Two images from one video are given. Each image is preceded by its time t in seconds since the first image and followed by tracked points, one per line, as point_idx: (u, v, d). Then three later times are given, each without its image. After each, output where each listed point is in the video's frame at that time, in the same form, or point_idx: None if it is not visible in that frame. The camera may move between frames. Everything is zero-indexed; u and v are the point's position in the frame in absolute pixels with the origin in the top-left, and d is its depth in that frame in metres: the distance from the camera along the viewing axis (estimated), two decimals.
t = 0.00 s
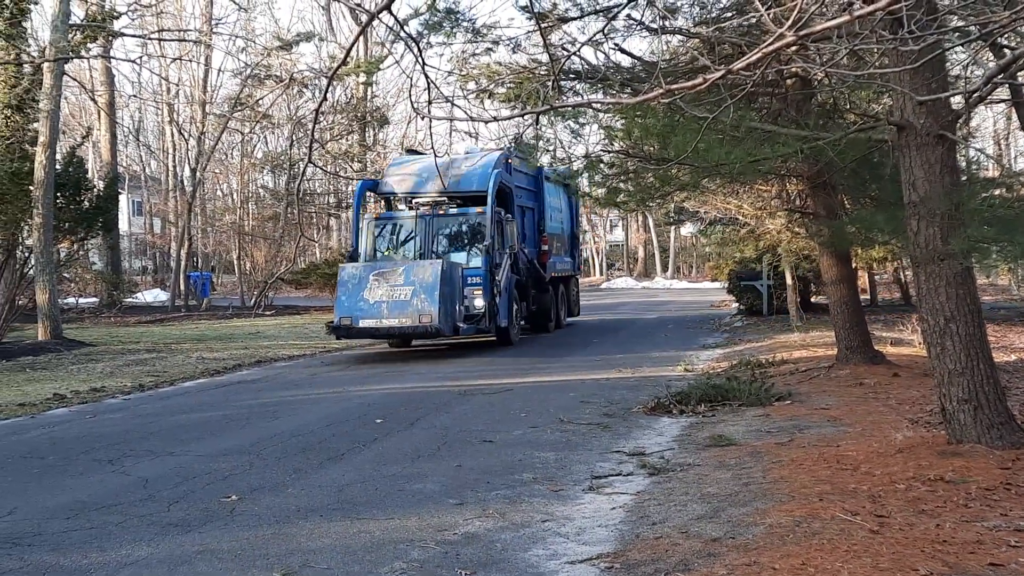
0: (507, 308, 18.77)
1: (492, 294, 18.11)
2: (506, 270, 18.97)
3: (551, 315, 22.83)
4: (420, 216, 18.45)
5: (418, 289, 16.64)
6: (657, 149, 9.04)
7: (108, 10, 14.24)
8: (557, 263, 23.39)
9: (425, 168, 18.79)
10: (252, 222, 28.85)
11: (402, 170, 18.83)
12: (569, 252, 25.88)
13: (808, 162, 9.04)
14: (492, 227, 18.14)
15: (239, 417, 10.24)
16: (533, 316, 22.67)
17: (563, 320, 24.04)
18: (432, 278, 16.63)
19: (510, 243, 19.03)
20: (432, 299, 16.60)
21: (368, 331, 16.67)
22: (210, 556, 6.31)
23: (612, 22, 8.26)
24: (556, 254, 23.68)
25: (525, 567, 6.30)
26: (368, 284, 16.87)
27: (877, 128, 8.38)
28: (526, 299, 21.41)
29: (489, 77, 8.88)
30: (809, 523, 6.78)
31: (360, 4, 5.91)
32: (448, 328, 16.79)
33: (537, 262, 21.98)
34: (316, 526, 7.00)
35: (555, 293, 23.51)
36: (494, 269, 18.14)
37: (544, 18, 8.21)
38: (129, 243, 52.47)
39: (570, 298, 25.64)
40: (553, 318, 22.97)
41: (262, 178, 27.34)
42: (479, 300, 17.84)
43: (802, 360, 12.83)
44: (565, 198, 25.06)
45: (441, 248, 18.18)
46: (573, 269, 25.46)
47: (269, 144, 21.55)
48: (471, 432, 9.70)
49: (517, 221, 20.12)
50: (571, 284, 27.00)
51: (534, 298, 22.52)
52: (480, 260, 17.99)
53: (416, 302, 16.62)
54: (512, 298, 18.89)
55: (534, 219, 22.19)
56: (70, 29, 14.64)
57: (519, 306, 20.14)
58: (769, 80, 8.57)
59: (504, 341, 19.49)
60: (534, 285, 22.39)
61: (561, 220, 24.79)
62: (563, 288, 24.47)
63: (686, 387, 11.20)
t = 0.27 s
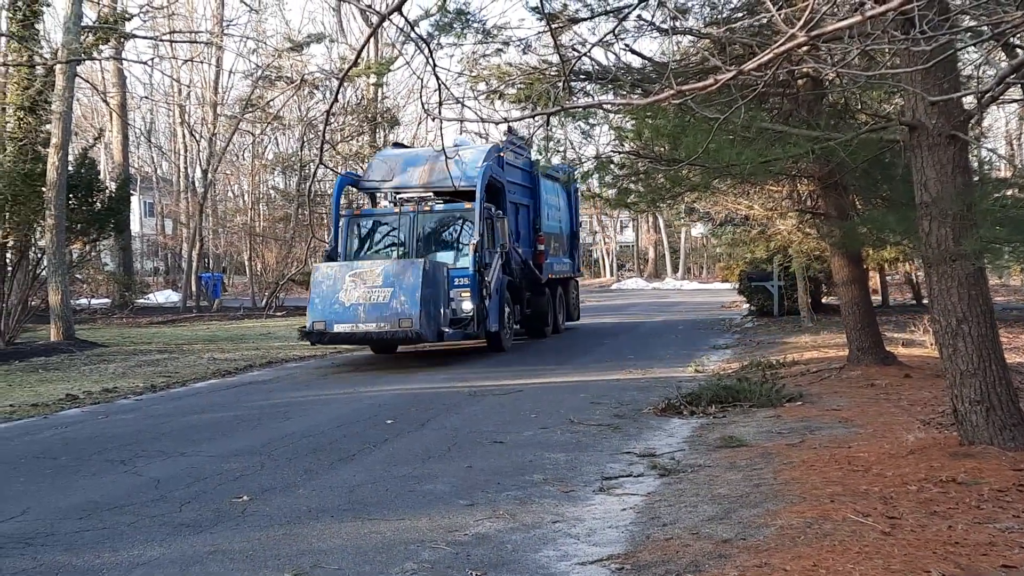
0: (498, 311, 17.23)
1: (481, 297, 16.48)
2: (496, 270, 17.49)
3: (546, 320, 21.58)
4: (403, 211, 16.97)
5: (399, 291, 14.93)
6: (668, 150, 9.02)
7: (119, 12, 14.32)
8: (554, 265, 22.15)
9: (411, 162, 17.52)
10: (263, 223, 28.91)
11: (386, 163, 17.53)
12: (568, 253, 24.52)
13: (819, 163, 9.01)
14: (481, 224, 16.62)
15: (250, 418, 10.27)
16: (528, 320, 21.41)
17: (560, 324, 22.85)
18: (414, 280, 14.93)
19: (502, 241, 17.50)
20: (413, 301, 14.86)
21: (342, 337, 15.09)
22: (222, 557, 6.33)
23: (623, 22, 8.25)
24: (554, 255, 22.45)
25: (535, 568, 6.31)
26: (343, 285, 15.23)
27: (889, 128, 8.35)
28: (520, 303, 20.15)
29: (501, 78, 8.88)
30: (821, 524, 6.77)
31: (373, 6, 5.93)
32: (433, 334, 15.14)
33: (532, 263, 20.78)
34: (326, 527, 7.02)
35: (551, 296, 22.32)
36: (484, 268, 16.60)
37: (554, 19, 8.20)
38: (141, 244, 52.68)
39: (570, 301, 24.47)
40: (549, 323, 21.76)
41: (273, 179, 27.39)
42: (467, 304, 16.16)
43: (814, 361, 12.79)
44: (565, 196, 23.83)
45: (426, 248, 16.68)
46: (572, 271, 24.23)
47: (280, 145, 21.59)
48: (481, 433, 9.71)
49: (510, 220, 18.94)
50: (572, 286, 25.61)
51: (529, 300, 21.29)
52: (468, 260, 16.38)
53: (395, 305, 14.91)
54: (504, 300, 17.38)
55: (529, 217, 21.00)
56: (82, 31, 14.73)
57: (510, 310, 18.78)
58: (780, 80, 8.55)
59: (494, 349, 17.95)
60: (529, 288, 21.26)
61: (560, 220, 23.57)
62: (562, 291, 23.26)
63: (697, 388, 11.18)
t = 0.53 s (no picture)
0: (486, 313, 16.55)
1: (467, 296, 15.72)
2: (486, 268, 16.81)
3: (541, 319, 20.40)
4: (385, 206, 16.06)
5: (372, 290, 13.92)
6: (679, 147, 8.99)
7: (130, 11, 14.38)
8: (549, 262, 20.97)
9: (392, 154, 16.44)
10: (274, 222, 28.97)
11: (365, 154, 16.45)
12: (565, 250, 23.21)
13: (831, 160, 8.97)
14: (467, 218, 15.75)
15: (261, 416, 10.29)
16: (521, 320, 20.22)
17: (557, 324, 21.66)
18: (389, 277, 13.92)
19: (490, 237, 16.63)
20: (388, 301, 13.85)
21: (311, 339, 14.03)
22: (234, 554, 6.34)
23: (633, 19, 8.23)
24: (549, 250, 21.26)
25: (546, 565, 6.31)
26: (313, 283, 14.21)
27: (901, 125, 8.32)
28: (513, 301, 18.97)
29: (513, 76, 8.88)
30: (833, 522, 6.75)
31: (386, 4, 5.93)
32: (411, 336, 14.16)
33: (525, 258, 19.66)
34: (338, 525, 7.02)
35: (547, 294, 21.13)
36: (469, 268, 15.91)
37: (565, 17, 8.19)
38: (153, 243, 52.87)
39: (570, 300, 23.31)
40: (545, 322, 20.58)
41: (283, 177, 27.43)
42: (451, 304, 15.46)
43: (825, 359, 12.75)
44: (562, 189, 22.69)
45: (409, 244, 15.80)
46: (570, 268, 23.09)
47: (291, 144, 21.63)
48: (492, 431, 9.71)
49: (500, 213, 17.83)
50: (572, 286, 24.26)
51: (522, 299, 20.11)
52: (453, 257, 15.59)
53: (368, 304, 13.90)
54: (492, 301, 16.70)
55: (522, 211, 19.88)
56: (93, 30, 14.81)
57: (499, 309, 17.73)
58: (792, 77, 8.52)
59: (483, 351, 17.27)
60: (523, 285, 20.13)
61: (558, 214, 22.42)
62: (559, 289, 22.09)
63: (708, 386, 11.16)
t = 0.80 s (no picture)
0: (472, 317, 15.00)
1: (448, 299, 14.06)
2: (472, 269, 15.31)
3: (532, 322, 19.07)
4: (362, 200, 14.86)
5: (340, 293, 12.37)
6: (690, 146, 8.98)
7: (142, 12, 14.44)
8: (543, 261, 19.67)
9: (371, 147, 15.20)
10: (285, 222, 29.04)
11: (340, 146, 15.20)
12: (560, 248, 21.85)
13: (842, 159, 8.95)
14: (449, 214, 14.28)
15: (272, 416, 10.31)
16: (511, 322, 18.87)
17: (551, 327, 20.39)
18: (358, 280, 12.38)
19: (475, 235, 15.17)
20: (357, 306, 12.31)
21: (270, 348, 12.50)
22: (246, 554, 6.36)
23: (644, 18, 8.22)
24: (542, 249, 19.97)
25: (558, 565, 6.31)
26: (274, 285, 12.67)
27: (913, 123, 8.29)
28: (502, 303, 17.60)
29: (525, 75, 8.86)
30: (845, 522, 6.73)
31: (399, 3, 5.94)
32: (382, 346, 12.62)
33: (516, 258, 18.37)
34: (351, 524, 7.05)
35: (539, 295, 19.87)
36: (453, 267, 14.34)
37: (576, 16, 8.19)
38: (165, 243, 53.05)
39: (565, 303, 22.09)
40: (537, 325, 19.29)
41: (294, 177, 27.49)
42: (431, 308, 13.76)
43: (837, 358, 12.73)
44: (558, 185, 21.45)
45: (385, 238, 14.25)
46: (566, 268, 21.83)
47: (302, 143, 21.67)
48: (503, 430, 9.72)
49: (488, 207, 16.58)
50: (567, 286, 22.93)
51: (513, 300, 18.78)
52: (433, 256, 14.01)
53: (333, 310, 12.36)
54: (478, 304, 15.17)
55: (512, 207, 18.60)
56: (106, 31, 14.88)
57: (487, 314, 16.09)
58: (804, 75, 8.51)
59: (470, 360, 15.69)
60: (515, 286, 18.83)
61: (553, 211, 21.15)
62: (554, 291, 20.80)
63: (719, 385, 11.15)
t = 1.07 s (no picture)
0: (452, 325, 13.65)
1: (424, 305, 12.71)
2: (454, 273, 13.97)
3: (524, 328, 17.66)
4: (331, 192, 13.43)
5: (296, 300, 11.01)
6: (701, 148, 8.98)
7: (154, 15, 14.52)
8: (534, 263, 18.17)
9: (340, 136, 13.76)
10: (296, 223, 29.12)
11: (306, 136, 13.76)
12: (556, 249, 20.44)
13: (854, 160, 8.93)
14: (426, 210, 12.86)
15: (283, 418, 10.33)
16: (501, 329, 17.42)
17: (546, 334, 19.00)
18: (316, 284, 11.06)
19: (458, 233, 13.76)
20: (315, 314, 10.91)
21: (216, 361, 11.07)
22: (259, 555, 6.38)
23: (655, 20, 8.22)
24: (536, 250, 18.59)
25: (569, 567, 6.31)
26: (223, 292, 11.31)
27: (925, 125, 8.27)
28: (489, 308, 16.15)
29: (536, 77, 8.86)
30: (858, 525, 6.71)
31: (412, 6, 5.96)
32: (343, 359, 11.19)
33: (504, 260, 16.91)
34: (362, 526, 7.07)
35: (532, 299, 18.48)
36: (430, 271, 12.98)
37: (588, 18, 8.19)
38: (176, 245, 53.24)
39: (563, 308, 20.75)
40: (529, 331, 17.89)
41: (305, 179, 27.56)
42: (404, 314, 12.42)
43: (849, 360, 12.69)
44: (553, 182, 20.09)
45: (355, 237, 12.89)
46: (563, 270, 20.45)
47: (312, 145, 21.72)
48: (515, 432, 9.74)
49: (473, 204, 15.21)
50: (565, 288, 21.52)
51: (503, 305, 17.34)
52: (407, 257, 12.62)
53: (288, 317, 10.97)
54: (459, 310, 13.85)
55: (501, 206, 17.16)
56: (118, 34, 14.94)
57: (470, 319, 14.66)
58: (816, 76, 8.50)
59: (450, 370, 14.42)
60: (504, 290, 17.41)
61: (547, 209, 19.78)
62: (549, 294, 19.40)
63: (731, 387, 11.13)
